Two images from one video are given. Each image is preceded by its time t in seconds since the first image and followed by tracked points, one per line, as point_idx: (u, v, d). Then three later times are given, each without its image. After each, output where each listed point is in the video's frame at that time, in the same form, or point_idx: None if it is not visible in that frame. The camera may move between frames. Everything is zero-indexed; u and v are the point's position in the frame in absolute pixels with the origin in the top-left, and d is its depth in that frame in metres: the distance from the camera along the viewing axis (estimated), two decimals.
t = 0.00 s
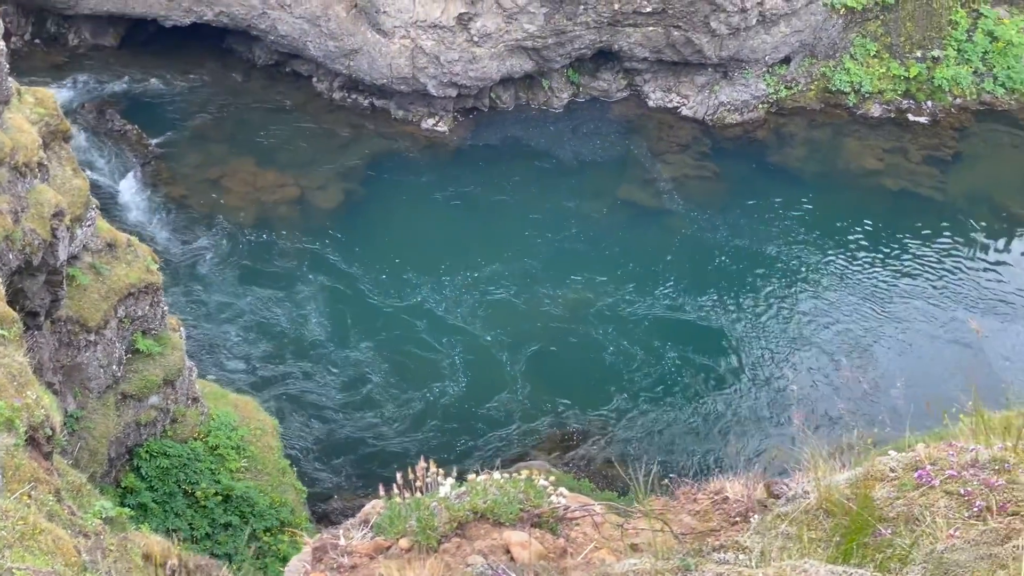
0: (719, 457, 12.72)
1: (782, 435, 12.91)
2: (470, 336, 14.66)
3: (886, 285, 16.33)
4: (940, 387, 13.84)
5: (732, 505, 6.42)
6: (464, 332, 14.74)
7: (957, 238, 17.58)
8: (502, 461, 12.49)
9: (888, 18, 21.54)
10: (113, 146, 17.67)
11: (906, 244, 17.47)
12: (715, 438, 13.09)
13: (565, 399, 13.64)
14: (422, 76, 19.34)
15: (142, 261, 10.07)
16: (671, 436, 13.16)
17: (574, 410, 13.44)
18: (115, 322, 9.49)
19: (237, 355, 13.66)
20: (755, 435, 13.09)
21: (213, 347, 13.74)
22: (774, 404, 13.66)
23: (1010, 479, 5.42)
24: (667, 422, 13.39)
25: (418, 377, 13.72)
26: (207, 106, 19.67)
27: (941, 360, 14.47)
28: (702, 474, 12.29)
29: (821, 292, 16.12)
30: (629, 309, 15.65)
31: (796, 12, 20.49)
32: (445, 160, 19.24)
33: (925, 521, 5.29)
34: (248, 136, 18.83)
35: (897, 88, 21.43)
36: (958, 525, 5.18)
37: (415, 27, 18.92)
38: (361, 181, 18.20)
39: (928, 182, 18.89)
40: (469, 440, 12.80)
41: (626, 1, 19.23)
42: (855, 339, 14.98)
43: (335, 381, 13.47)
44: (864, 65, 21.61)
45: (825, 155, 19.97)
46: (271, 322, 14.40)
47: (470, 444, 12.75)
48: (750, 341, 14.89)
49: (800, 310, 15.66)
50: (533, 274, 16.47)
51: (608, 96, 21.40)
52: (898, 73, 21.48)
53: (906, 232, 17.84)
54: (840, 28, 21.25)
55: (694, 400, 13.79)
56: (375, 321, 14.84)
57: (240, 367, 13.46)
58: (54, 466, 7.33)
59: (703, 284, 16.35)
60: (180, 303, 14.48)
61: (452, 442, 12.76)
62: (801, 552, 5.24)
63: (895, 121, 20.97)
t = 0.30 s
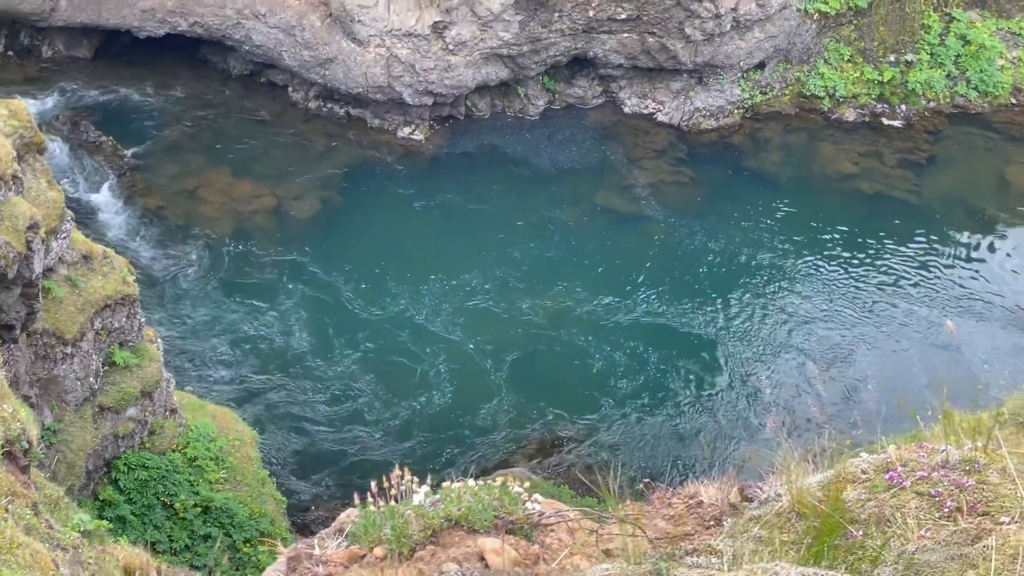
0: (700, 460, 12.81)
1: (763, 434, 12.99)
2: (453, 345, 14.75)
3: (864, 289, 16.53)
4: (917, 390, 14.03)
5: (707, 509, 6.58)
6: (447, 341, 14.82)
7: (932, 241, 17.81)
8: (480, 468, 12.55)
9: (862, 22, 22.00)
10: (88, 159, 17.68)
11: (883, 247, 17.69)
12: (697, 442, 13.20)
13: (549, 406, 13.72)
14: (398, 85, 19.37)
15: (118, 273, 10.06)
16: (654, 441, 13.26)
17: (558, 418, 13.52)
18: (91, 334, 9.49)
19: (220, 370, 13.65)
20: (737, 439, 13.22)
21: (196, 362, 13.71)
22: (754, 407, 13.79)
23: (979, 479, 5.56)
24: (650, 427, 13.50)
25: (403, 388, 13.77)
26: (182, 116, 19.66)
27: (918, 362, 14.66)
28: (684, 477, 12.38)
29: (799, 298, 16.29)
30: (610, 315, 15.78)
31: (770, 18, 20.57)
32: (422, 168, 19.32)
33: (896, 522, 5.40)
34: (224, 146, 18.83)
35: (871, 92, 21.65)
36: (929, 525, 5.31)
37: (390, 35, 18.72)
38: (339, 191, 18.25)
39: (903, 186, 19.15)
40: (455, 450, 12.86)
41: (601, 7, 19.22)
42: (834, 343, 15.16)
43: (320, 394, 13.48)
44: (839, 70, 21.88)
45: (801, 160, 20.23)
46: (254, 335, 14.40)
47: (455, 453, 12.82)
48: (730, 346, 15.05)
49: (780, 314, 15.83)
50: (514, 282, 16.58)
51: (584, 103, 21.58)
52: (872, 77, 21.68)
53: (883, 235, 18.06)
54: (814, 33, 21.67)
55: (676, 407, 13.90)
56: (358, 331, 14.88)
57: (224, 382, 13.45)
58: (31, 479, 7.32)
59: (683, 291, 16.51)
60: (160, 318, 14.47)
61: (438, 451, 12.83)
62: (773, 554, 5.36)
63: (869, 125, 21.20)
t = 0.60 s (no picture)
0: (684, 463, 12.92)
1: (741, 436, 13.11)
2: (437, 353, 14.81)
3: (844, 292, 16.70)
4: (896, 393, 14.18)
5: (683, 514, 6.68)
6: (431, 349, 14.88)
7: (908, 244, 18.01)
8: (461, 475, 12.62)
9: (834, 27, 22.00)
10: (62, 171, 17.65)
11: (861, 250, 17.89)
12: (681, 446, 13.31)
13: (533, 414, 13.81)
14: (373, 94, 19.40)
15: (93, 285, 9.99)
16: (638, 445, 13.37)
17: (543, 425, 13.61)
18: (68, 346, 9.44)
19: (205, 385, 13.63)
20: (719, 443, 13.34)
21: (180, 378, 13.69)
22: (736, 411, 13.93)
23: (952, 480, 5.75)
24: (634, 432, 13.61)
25: (389, 399, 13.81)
26: (157, 127, 19.61)
27: (897, 365, 14.83)
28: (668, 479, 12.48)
29: (778, 303, 16.45)
30: (592, 322, 15.89)
31: (743, 24, 20.69)
32: (397, 178, 19.37)
33: (869, 523, 5.58)
34: (199, 157, 18.81)
35: (845, 97, 21.88)
36: (903, 526, 5.49)
37: (365, 45, 18.78)
38: (315, 201, 18.28)
39: (878, 189, 19.41)
40: (440, 459, 12.89)
41: (575, 15, 19.38)
42: (814, 347, 15.32)
43: (305, 407, 13.49)
44: (813, 75, 22.01)
45: (776, 165, 20.48)
46: (237, 349, 14.38)
47: (442, 461, 12.87)
48: (712, 351, 15.20)
49: (761, 319, 15.97)
50: (495, 290, 16.67)
51: (559, 110, 21.72)
52: (845, 82, 21.90)
53: (860, 239, 18.28)
54: (787, 39, 21.62)
55: (659, 412, 14.01)
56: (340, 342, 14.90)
57: (208, 397, 13.43)
58: (7, 494, 7.31)
59: (664, 297, 16.64)
60: (142, 334, 14.45)
61: (424, 459, 12.88)
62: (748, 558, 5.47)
63: (844, 129, 21.51)
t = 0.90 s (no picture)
0: (669, 464, 12.99)
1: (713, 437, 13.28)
2: (421, 364, 14.91)
3: (820, 297, 16.92)
4: (871, 397, 14.36)
5: (656, 519, 6.83)
6: (415, 360, 14.98)
7: (882, 248, 18.28)
8: (445, 482, 12.64)
9: (807, 34, 22.19)
10: (36, 184, 17.60)
11: (836, 256, 18.16)
12: (665, 449, 13.41)
13: (517, 423, 13.88)
14: (347, 104, 19.43)
15: (68, 299, 9.96)
16: (623, 450, 13.45)
17: (527, 433, 13.69)
18: (43, 360, 9.39)
19: (187, 401, 13.60)
20: (702, 444, 13.45)
21: (162, 394, 13.66)
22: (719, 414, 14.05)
23: (921, 481, 5.95)
24: (618, 438, 13.69)
25: (374, 410, 13.88)
26: (130, 138, 19.57)
27: (875, 368, 15.04)
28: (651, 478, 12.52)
29: (755, 309, 16.61)
30: (572, 330, 16.03)
31: (717, 31, 20.72)
32: (372, 188, 19.42)
33: (840, 525, 5.74)
34: (173, 169, 18.81)
35: (818, 103, 22.22)
36: (871, 528, 5.67)
37: (339, 55, 18.73)
38: (290, 212, 18.30)
39: (852, 195, 19.75)
40: (427, 467, 12.97)
41: (548, 23, 19.34)
42: (793, 352, 15.50)
43: (291, 420, 13.52)
44: (786, 81, 22.34)
45: (749, 172, 20.78)
46: (218, 365, 14.37)
47: (428, 468, 12.94)
48: (693, 357, 15.37)
49: (740, 325, 16.14)
50: (475, 299, 16.79)
51: (533, 119, 21.96)
52: (818, 88, 22.23)
53: (835, 244, 18.55)
54: (761, 44, 21.82)
55: (642, 418, 14.11)
56: (323, 354, 14.94)
57: (190, 413, 13.40)
58: None
59: (643, 305, 16.80)
60: (122, 350, 14.42)
61: (411, 468, 12.95)
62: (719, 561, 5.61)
63: (817, 136, 21.87)
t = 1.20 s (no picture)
0: (650, 467, 13.10)
1: (693, 441, 13.43)
2: (402, 376, 14.98)
3: (798, 303, 17.14)
4: (849, 399, 14.56)
5: (630, 526, 6.99)
6: (397, 372, 15.04)
7: (857, 254, 18.55)
8: (426, 491, 12.69)
9: (779, 41, 22.61)
10: (9, 200, 17.67)
11: (812, 262, 18.42)
12: (647, 453, 13.51)
13: (499, 431, 13.95)
14: (322, 115, 19.42)
15: (42, 313, 9.90)
16: (604, 455, 13.53)
17: (509, 441, 13.76)
18: (17, 376, 9.30)
19: (168, 418, 13.57)
20: (682, 446, 13.57)
21: (143, 411, 13.63)
22: (699, 419, 14.19)
23: (890, 484, 6.12)
24: (601, 443, 13.78)
25: (358, 422, 13.92)
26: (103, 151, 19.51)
27: (852, 372, 15.26)
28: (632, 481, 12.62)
29: (734, 316, 16.79)
30: (552, 339, 16.16)
31: (690, 40, 20.97)
32: (347, 199, 19.45)
33: (810, 528, 5.91)
34: (146, 181, 18.79)
35: (791, 109, 22.55)
36: (841, 531, 5.84)
37: (313, 66, 18.76)
38: (266, 224, 18.32)
39: (825, 201, 20.03)
40: (412, 476, 13.02)
41: (523, 33, 19.49)
42: (771, 357, 15.68)
43: (273, 435, 13.52)
44: (758, 88, 22.64)
45: (724, 179, 21.04)
46: (198, 381, 14.36)
47: (411, 477, 13.00)
48: (673, 364, 15.53)
49: (719, 332, 16.32)
50: (454, 309, 16.87)
51: (508, 127, 22.09)
52: (791, 95, 22.60)
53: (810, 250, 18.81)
54: (733, 52, 22.21)
55: (623, 424, 14.22)
56: (305, 368, 14.96)
57: (171, 430, 13.37)
58: None
59: (623, 313, 16.96)
60: (99, 367, 14.36)
61: (395, 478, 12.99)
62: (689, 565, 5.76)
63: (791, 142, 22.14)
